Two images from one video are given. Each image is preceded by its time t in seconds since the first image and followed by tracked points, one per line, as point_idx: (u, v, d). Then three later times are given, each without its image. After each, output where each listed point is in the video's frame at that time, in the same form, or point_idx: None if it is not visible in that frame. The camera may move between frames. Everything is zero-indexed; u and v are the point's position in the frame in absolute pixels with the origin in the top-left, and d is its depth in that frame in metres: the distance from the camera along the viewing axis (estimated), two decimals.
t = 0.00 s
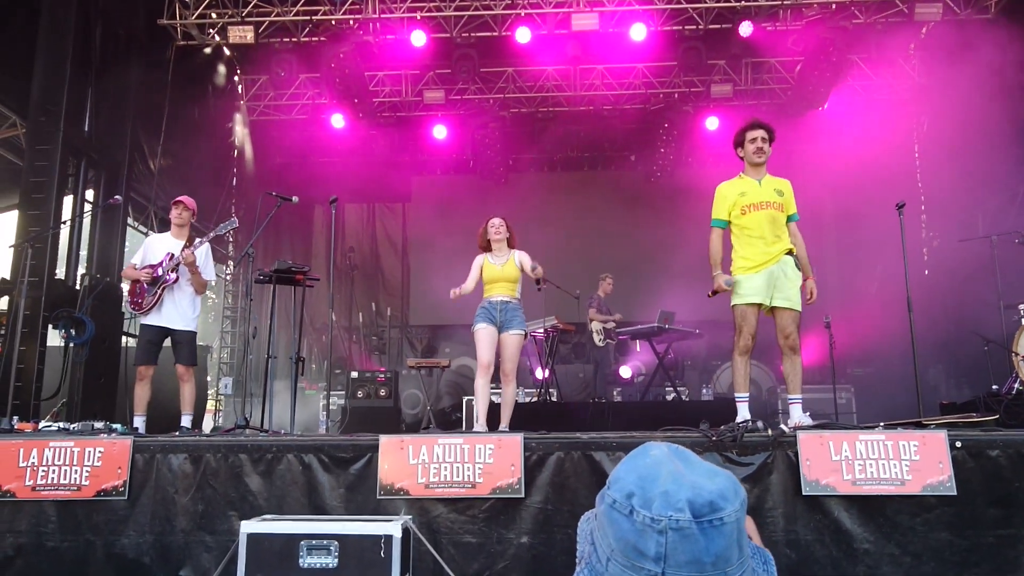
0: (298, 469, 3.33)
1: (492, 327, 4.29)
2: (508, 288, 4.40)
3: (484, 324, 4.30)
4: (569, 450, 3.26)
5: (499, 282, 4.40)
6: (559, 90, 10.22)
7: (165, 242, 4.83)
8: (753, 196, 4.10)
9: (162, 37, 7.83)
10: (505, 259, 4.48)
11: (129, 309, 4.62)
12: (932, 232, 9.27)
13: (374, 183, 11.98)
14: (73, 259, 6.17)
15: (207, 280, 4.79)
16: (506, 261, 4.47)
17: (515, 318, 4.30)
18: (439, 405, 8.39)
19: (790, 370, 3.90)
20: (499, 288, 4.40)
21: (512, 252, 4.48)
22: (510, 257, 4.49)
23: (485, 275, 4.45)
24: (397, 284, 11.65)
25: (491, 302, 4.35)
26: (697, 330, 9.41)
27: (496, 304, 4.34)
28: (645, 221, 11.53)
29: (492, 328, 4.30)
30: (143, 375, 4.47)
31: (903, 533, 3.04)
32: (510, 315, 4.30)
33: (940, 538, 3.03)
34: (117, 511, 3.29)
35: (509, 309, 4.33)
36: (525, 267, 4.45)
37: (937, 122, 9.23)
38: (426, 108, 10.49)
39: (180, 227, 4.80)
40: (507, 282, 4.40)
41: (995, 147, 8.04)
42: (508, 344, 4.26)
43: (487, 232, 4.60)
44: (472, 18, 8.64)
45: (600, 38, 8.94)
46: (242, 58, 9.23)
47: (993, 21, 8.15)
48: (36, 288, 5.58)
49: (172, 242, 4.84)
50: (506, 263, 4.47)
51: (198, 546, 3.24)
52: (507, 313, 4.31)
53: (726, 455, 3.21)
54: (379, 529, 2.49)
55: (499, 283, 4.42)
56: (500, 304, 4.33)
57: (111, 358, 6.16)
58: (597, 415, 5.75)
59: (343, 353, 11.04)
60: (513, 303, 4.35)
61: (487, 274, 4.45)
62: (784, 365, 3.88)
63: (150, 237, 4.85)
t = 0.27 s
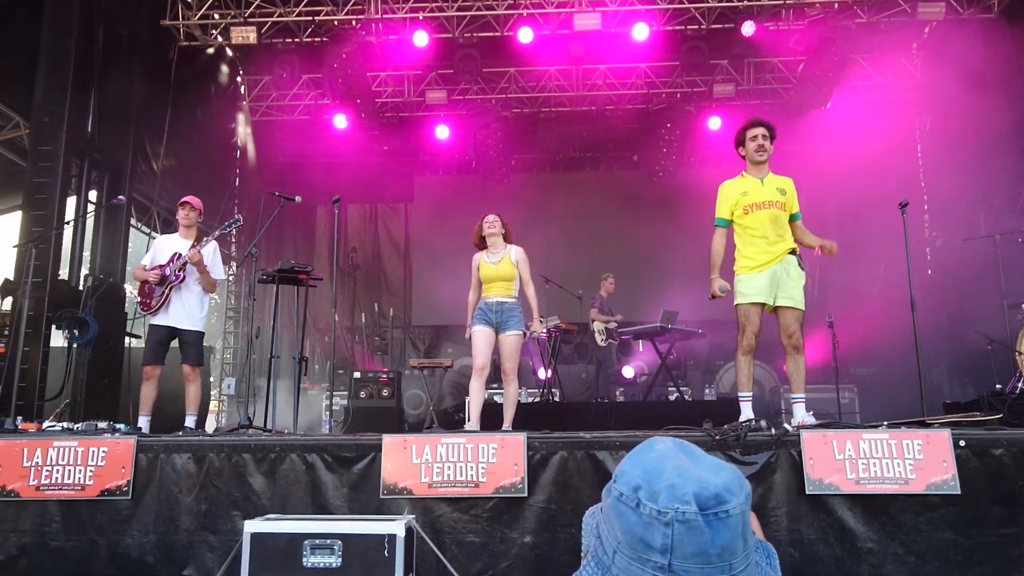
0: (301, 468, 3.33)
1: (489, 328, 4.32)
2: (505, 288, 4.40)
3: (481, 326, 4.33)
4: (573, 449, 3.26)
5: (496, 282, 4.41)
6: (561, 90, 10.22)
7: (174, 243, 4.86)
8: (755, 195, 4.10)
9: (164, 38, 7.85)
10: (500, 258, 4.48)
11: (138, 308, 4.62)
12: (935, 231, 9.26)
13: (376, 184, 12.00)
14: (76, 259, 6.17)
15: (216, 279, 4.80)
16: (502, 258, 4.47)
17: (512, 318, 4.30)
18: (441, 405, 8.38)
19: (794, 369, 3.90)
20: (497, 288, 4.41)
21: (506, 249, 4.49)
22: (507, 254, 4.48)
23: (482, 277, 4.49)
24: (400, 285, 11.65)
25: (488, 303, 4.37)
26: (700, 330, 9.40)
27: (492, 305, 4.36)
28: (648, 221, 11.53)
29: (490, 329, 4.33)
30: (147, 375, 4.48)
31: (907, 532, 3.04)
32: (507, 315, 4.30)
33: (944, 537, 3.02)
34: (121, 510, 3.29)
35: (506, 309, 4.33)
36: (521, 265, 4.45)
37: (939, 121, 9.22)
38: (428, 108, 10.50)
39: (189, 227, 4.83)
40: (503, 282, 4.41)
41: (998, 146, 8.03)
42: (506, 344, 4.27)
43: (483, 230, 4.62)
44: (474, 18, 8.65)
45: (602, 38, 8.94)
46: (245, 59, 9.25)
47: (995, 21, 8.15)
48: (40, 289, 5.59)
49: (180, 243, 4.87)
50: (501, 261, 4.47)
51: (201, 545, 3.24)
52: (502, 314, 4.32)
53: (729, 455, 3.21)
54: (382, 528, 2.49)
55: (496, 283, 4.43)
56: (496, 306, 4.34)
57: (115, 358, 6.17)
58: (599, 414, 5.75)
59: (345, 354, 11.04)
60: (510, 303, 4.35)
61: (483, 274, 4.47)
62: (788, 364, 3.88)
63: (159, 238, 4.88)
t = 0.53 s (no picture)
0: (303, 469, 3.33)
1: (480, 328, 4.34)
2: (496, 285, 4.40)
3: (471, 326, 4.34)
4: (574, 449, 3.25)
5: (486, 280, 4.41)
6: (561, 89, 10.22)
7: (176, 244, 4.86)
8: (757, 194, 4.10)
9: (165, 39, 7.85)
10: (492, 254, 4.48)
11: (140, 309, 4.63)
12: (937, 229, 9.24)
13: (377, 184, 12.00)
14: (77, 260, 6.18)
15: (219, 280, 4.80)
16: (493, 255, 4.47)
17: (501, 317, 4.31)
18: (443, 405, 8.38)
19: (795, 368, 3.89)
20: (487, 285, 4.41)
21: (498, 246, 4.48)
22: (499, 251, 4.48)
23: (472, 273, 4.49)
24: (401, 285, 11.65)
25: (477, 302, 4.39)
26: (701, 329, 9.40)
27: (482, 305, 4.37)
28: (648, 220, 11.53)
29: (481, 328, 4.35)
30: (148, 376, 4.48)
31: (910, 531, 3.04)
32: (497, 315, 4.31)
33: (946, 536, 3.02)
34: (123, 512, 3.30)
35: (495, 308, 4.33)
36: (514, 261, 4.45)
37: (941, 119, 9.20)
38: (429, 108, 10.50)
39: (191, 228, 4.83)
40: (494, 279, 4.40)
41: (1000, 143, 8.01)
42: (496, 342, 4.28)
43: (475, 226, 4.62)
44: (475, 18, 8.66)
45: (602, 37, 8.94)
46: (246, 59, 9.27)
47: (996, 18, 8.14)
48: (41, 290, 5.60)
49: (182, 244, 4.86)
50: (492, 257, 4.47)
51: (203, 547, 3.25)
52: (492, 313, 4.33)
53: (731, 454, 3.21)
54: (384, 529, 2.48)
55: (487, 280, 4.43)
56: (486, 305, 4.35)
57: (116, 359, 6.17)
58: (601, 414, 5.74)
59: (347, 354, 11.04)
60: (499, 302, 4.35)
61: (474, 271, 4.48)
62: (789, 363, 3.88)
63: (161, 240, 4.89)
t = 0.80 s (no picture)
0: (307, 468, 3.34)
1: (472, 326, 4.34)
2: (488, 282, 4.41)
3: (463, 324, 4.35)
4: (578, 448, 3.26)
5: (477, 277, 4.42)
6: (561, 88, 10.22)
7: (174, 245, 4.86)
8: (759, 192, 4.10)
9: (165, 39, 7.85)
10: (484, 251, 4.50)
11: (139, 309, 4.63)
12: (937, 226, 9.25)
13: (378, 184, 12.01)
14: (79, 261, 6.18)
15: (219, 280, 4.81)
16: (485, 252, 4.49)
17: (493, 314, 4.32)
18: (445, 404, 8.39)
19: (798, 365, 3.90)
20: (478, 282, 4.42)
21: (490, 243, 4.50)
22: (490, 248, 4.49)
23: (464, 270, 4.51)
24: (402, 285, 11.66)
25: (469, 300, 4.39)
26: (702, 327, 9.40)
27: (473, 302, 4.37)
28: (649, 218, 11.55)
29: (473, 326, 4.35)
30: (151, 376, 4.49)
31: (913, 528, 3.04)
32: (488, 312, 4.32)
33: (949, 533, 3.02)
34: (128, 512, 3.30)
35: (486, 305, 4.34)
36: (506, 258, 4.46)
37: (941, 116, 9.21)
38: (429, 107, 10.50)
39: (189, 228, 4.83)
40: (486, 276, 4.41)
41: (1000, 140, 8.02)
42: (488, 339, 4.29)
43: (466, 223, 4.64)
44: (474, 17, 8.65)
45: (602, 35, 8.94)
46: (247, 59, 9.27)
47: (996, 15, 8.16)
48: (43, 291, 5.60)
49: (181, 244, 4.86)
50: (484, 254, 4.48)
51: (208, 546, 3.26)
52: (483, 310, 4.34)
53: (734, 452, 3.22)
54: (389, 527, 2.49)
55: (478, 277, 4.44)
56: (477, 302, 4.36)
57: (119, 360, 6.18)
58: (603, 413, 5.76)
59: (348, 354, 11.05)
60: (490, 299, 4.36)
61: (466, 268, 4.49)
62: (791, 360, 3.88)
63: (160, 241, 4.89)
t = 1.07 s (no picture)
0: (309, 470, 3.34)
1: (468, 325, 4.34)
2: (482, 280, 4.42)
3: (458, 323, 4.34)
4: (579, 449, 3.26)
5: (473, 274, 4.44)
6: (561, 87, 10.21)
7: (170, 246, 4.85)
8: (759, 192, 4.10)
9: (164, 41, 7.85)
10: (478, 249, 4.52)
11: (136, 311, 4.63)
12: (937, 223, 9.25)
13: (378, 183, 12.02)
14: (80, 263, 6.18)
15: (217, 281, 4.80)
16: (479, 250, 4.51)
17: (488, 310, 4.30)
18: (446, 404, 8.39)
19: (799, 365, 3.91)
20: (474, 280, 4.43)
21: (484, 241, 4.51)
22: (485, 246, 4.51)
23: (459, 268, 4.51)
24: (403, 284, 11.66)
25: (463, 298, 4.39)
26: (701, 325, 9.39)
27: (467, 300, 4.37)
28: (649, 217, 11.55)
29: (469, 325, 4.35)
30: (151, 378, 4.49)
31: (914, 528, 3.05)
32: (483, 309, 4.31)
33: (950, 532, 3.03)
34: (130, 515, 3.31)
35: (481, 302, 4.33)
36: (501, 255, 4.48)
37: (940, 113, 9.21)
38: (429, 107, 10.49)
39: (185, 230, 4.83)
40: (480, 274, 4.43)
41: (999, 136, 8.02)
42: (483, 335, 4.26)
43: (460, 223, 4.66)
44: (473, 17, 8.62)
45: (602, 34, 8.92)
46: (246, 59, 9.27)
47: (995, 11, 8.17)
48: (44, 293, 5.60)
49: (177, 245, 4.85)
50: (479, 252, 4.51)
51: (210, 549, 3.26)
52: (478, 307, 4.33)
53: (735, 451, 3.22)
54: (391, 530, 2.49)
55: (474, 275, 4.46)
56: (472, 300, 4.36)
57: (119, 361, 6.18)
58: (604, 412, 5.76)
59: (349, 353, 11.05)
60: (485, 295, 4.35)
61: (461, 266, 4.51)
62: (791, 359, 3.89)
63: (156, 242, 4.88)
